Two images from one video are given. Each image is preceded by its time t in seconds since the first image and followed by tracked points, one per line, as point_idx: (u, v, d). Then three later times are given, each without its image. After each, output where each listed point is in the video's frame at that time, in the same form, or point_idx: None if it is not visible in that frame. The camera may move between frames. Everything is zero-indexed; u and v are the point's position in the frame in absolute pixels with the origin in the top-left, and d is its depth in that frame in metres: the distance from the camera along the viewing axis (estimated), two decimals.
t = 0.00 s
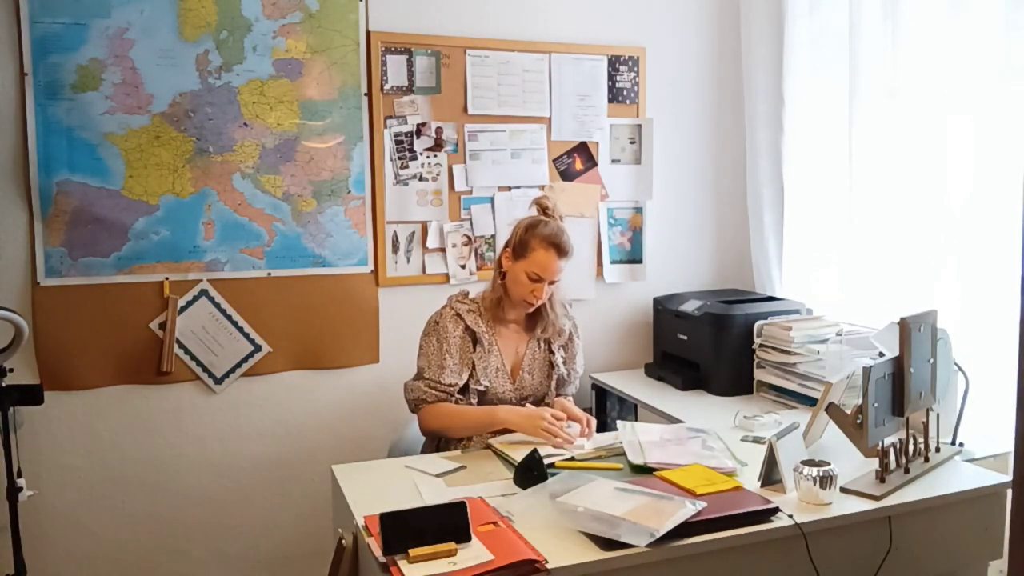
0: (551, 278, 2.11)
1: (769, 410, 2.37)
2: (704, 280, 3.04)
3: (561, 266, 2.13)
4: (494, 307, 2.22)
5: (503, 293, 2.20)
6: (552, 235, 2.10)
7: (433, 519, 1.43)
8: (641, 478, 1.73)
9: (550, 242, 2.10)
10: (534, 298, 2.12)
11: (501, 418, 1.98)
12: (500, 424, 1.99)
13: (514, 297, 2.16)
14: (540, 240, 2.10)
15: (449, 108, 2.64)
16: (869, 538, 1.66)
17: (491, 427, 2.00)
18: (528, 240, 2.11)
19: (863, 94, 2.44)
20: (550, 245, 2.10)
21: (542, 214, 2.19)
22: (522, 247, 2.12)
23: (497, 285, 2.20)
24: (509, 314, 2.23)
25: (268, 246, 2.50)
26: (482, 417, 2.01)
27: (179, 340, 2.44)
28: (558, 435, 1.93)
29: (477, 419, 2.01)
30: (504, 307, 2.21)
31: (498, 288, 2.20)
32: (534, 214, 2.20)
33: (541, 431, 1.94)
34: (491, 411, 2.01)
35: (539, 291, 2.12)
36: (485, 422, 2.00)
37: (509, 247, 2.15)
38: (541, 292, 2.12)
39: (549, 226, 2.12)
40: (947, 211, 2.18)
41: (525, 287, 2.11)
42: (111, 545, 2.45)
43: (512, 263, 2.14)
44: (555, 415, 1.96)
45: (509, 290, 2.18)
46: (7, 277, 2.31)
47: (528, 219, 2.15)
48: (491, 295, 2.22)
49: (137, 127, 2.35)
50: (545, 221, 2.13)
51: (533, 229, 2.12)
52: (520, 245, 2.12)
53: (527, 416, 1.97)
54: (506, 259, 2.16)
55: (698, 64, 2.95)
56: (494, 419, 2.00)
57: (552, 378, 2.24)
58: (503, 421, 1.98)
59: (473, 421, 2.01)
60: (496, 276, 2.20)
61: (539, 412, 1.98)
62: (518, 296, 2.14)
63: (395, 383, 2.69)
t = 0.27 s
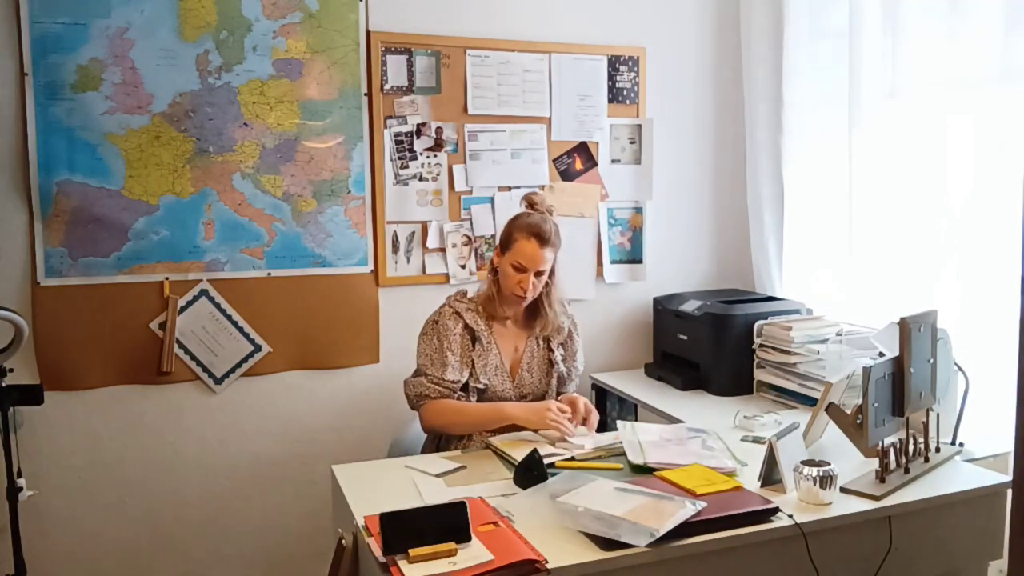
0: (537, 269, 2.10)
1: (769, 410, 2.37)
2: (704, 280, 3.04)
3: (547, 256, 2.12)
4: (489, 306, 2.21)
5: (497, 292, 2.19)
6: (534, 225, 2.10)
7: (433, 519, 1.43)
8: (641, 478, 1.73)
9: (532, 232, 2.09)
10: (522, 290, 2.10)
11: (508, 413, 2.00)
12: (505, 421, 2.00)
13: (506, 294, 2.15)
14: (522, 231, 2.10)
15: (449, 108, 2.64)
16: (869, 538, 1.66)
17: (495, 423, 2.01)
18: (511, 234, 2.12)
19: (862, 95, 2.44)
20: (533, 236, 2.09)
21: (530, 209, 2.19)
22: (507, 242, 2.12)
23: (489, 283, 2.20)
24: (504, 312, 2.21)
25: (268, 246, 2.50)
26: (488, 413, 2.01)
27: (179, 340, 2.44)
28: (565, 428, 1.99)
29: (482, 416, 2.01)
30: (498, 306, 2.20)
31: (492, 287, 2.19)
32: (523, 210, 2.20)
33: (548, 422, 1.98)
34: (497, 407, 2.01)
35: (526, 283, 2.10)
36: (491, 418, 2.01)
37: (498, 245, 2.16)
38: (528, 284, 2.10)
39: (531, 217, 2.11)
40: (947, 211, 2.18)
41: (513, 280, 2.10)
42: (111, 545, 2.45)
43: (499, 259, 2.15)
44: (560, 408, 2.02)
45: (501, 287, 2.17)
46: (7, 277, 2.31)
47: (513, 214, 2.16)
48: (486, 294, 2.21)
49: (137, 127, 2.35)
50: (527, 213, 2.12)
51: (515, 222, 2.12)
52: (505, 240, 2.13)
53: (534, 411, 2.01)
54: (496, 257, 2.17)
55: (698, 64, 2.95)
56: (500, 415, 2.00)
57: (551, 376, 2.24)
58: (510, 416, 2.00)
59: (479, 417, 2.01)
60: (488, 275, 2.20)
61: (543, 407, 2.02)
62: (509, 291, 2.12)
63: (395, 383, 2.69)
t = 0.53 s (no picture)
0: (538, 261, 2.09)
1: (769, 409, 2.37)
2: (703, 280, 3.04)
3: (546, 248, 2.11)
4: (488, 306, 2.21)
5: (495, 291, 2.20)
6: (529, 219, 2.10)
7: (433, 519, 1.43)
8: (641, 478, 1.73)
9: (529, 226, 2.09)
10: (526, 284, 2.09)
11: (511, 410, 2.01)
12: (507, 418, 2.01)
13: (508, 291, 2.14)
14: (518, 226, 2.09)
15: (449, 108, 2.64)
16: (869, 538, 1.66)
17: (496, 420, 2.02)
18: (506, 231, 2.11)
19: (862, 95, 2.44)
20: (530, 229, 2.09)
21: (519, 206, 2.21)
22: (505, 238, 2.11)
23: (489, 282, 2.20)
24: (503, 311, 2.22)
25: (268, 246, 2.50)
26: (491, 411, 2.02)
27: (179, 340, 2.44)
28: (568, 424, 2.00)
29: (484, 413, 2.02)
30: (496, 305, 2.21)
31: (489, 287, 2.20)
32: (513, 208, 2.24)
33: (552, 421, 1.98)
34: (499, 405, 2.02)
35: (529, 276, 2.09)
36: (493, 416, 2.01)
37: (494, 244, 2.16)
38: (531, 276, 2.09)
39: (524, 212, 2.12)
40: (947, 212, 2.18)
41: (515, 276, 2.09)
42: (110, 545, 2.45)
43: (498, 257, 2.14)
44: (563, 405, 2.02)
45: (501, 285, 2.17)
46: (7, 276, 2.31)
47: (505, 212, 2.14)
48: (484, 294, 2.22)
49: (137, 127, 2.35)
50: (519, 209, 2.13)
51: (509, 218, 2.11)
52: (501, 238, 2.12)
53: (536, 407, 2.01)
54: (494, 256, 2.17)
55: (698, 63, 2.95)
56: (502, 412, 2.01)
57: (551, 374, 2.24)
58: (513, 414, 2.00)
59: (482, 415, 2.02)
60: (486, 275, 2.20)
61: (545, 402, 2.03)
62: (512, 287, 2.12)
63: (395, 383, 2.69)
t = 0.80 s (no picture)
0: (548, 263, 2.12)
1: (769, 410, 2.37)
2: (703, 280, 3.04)
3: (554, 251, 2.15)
4: (490, 307, 2.21)
5: (496, 292, 2.21)
6: (538, 222, 2.14)
7: (433, 519, 1.43)
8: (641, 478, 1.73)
9: (540, 228, 2.13)
10: (536, 286, 2.12)
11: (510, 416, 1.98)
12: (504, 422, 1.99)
13: (514, 293, 2.16)
14: (529, 229, 2.12)
15: (449, 108, 2.64)
16: (869, 538, 1.66)
17: (496, 424, 2.00)
18: (517, 232, 2.13)
19: (862, 95, 2.44)
20: (542, 231, 2.13)
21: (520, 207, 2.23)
22: (514, 240, 2.12)
23: (492, 283, 2.20)
24: (506, 311, 2.22)
25: (268, 246, 2.50)
26: (489, 415, 2.00)
27: (179, 340, 2.44)
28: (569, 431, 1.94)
29: (482, 417, 2.00)
30: (499, 305, 2.21)
31: (492, 287, 2.21)
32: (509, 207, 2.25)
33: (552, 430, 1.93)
34: (499, 409, 2.00)
35: (540, 278, 2.12)
36: (492, 419, 2.00)
37: (500, 244, 2.16)
38: (542, 279, 2.12)
39: (534, 214, 2.15)
40: (947, 212, 2.18)
41: (527, 278, 2.11)
42: (110, 545, 2.45)
43: (506, 258, 2.15)
44: (565, 415, 1.96)
45: (507, 286, 2.18)
46: (7, 277, 2.31)
47: (511, 213, 2.17)
48: (485, 295, 2.22)
49: (137, 127, 2.35)
50: (528, 211, 2.15)
51: (520, 221, 2.14)
52: (510, 240, 2.13)
53: (536, 415, 1.96)
54: (499, 257, 2.17)
55: (698, 64, 2.95)
56: (501, 417, 1.99)
57: (551, 373, 2.24)
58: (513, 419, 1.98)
59: (480, 419, 2.00)
60: (488, 275, 2.20)
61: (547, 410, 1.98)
62: (521, 289, 2.13)
63: (394, 383, 2.69)
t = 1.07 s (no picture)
0: (548, 267, 2.12)
1: (769, 410, 2.37)
2: (703, 280, 3.04)
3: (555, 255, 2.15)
4: (489, 307, 2.21)
5: (496, 292, 2.21)
6: (541, 225, 2.13)
7: (433, 519, 1.43)
8: (641, 478, 1.73)
9: (543, 232, 2.13)
10: (534, 290, 2.12)
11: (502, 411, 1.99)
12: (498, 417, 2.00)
13: (513, 294, 2.16)
14: (531, 231, 2.12)
15: (449, 108, 2.64)
16: (869, 538, 1.66)
17: (491, 421, 2.01)
18: (519, 234, 2.13)
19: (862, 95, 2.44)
20: (544, 236, 2.12)
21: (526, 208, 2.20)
22: (515, 242, 2.13)
23: (492, 284, 2.20)
24: (505, 311, 2.22)
25: (268, 246, 2.50)
26: (484, 412, 2.01)
27: (179, 340, 2.44)
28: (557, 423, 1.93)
29: (477, 414, 2.02)
30: (499, 305, 2.21)
31: (492, 287, 2.21)
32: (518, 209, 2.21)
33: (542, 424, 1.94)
34: (492, 404, 2.01)
35: (539, 282, 2.12)
36: (487, 416, 2.01)
37: (501, 245, 2.16)
38: (540, 283, 2.12)
39: (537, 217, 2.15)
40: (947, 212, 2.18)
41: (525, 281, 2.12)
42: (110, 545, 2.45)
43: (507, 260, 2.15)
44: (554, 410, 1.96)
45: (506, 287, 2.18)
46: (7, 277, 2.31)
47: (515, 214, 2.17)
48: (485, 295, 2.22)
49: (137, 127, 2.35)
50: (532, 213, 2.16)
51: (523, 223, 2.14)
52: (512, 241, 2.13)
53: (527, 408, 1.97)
54: (500, 258, 2.17)
55: (698, 64, 2.95)
56: (495, 412, 2.00)
57: (551, 373, 2.24)
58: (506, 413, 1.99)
59: (475, 415, 2.01)
60: (488, 275, 2.20)
61: (538, 404, 1.99)
62: (519, 291, 2.13)
63: (394, 383, 2.69)
